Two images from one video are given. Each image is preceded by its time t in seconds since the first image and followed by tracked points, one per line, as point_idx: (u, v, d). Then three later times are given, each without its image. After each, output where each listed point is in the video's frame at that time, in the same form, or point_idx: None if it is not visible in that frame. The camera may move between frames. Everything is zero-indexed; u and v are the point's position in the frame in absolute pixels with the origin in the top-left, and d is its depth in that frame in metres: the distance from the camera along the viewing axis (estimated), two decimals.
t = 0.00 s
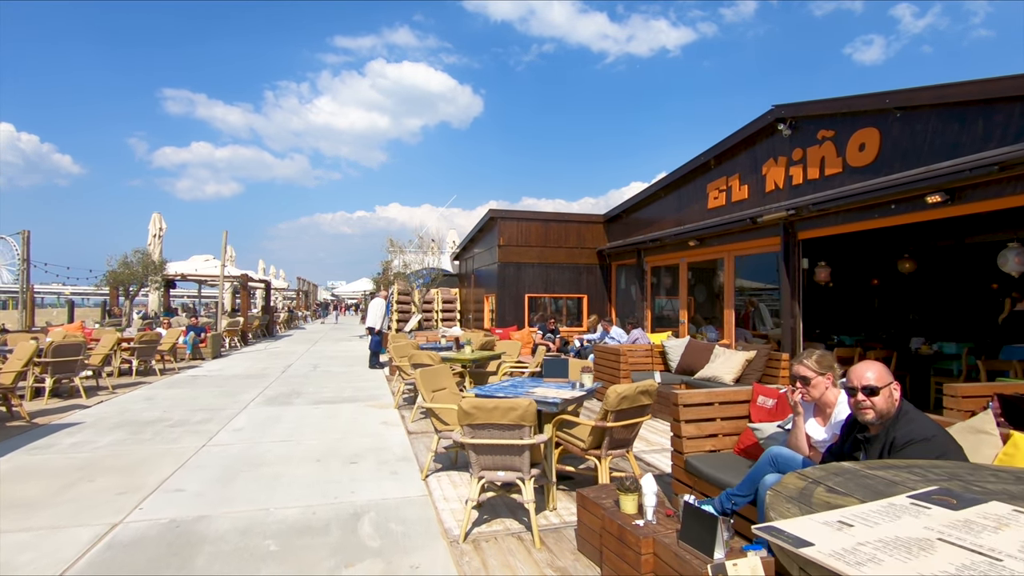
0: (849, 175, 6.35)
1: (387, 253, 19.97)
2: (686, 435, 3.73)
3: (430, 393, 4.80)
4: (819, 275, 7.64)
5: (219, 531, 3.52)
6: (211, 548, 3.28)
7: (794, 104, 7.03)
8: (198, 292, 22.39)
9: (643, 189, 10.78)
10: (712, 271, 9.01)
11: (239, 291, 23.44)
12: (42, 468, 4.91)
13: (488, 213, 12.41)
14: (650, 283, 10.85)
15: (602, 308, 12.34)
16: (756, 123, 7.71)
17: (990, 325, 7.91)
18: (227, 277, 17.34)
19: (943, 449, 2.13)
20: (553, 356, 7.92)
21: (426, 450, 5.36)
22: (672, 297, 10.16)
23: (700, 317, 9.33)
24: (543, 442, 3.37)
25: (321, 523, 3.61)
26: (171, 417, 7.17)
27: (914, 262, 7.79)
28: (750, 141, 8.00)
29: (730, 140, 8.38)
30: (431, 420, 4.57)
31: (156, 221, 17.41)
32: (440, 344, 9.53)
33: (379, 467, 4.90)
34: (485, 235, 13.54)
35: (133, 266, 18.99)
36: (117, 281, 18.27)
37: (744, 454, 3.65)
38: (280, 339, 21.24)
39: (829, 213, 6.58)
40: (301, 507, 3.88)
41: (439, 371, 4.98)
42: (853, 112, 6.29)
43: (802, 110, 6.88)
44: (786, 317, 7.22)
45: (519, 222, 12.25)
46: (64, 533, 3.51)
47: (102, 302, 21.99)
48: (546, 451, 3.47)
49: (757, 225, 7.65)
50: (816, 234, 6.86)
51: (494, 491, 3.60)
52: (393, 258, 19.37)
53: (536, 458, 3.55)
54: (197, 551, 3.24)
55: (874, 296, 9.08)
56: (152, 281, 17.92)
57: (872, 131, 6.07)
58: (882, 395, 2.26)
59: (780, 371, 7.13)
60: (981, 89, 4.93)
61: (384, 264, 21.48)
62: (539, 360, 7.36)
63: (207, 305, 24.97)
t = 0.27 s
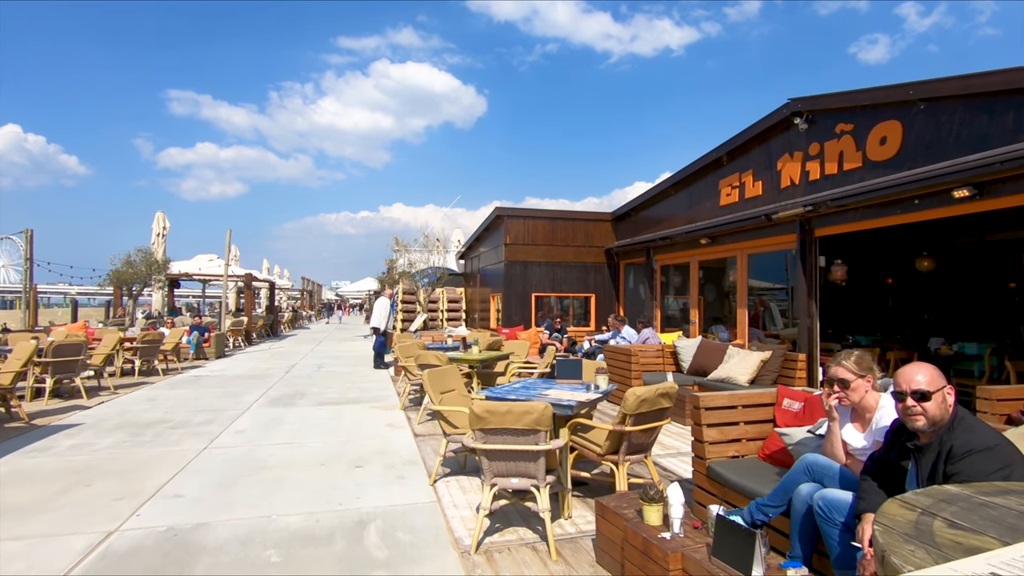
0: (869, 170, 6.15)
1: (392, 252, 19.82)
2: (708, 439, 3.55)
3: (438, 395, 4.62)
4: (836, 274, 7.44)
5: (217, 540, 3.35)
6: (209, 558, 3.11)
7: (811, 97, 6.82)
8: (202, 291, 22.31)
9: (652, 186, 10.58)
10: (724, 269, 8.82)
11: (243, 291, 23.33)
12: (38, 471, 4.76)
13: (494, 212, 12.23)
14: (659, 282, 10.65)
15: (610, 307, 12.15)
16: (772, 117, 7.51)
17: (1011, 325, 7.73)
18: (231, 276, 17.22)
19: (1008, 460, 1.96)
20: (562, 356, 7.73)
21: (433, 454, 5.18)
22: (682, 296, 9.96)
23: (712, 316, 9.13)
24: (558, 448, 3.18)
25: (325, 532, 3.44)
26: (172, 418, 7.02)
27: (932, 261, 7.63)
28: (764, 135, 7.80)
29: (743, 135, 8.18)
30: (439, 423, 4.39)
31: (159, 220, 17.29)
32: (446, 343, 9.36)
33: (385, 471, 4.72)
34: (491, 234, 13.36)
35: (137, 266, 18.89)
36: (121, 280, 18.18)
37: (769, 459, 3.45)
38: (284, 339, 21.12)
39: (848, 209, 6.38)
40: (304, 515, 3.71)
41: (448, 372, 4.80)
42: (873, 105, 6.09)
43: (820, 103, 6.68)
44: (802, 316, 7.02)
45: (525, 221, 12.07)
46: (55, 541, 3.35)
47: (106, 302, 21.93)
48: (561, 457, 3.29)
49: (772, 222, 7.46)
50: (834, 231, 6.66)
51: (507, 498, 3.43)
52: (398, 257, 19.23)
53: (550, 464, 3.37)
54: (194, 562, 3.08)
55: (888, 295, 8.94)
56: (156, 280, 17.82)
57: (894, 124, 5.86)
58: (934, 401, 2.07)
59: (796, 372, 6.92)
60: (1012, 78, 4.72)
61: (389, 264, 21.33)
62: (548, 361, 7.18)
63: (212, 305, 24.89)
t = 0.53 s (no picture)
0: (891, 165, 5.94)
1: (397, 252, 19.67)
2: (735, 446, 3.36)
3: (448, 398, 4.44)
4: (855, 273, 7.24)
5: (219, 553, 3.17)
6: (210, 572, 2.94)
7: (830, 90, 6.62)
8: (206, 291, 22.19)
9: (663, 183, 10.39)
10: (738, 268, 8.62)
11: (247, 291, 23.20)
12: (34, 476, 4.60)
13: (502, 210, 12.06)
14: (669, 282, 10.46)
15: (619, 307, 11.97)
16: (789, 111, 7.30)
17: None
18: (235, 276, 17.09)
19: None
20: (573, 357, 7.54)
21: (442, 459, 5.01)
22: (694, 296, 9.76)
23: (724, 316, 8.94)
24: (579, 456, 3.00)
25: (331, 544, 3.26)
26: (175, 420, 6.87)
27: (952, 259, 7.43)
28: (780, 131, 7.60)
29: (758, 131, 7.98)
30: (449, 428, 4.21)
31: (163, 219, 17.18)
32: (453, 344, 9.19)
33: (393, 477, 4.55)
34: (498, 232, 13.19)
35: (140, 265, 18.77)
36: (124, 280, 18.07)
37: (800, 468, 3.27)
38: (288, 339, 20.99)
39: (870, 206, 6.18)
40: (309, 525, 3.54)
41: (458, 374, 4.62)
42: (896, 97, 5.88)
43: (840, 97, 6.48)
44: (821, 316, 6.82)
45: (533, 219, 11.89)
46: (49, 553, 3.18)
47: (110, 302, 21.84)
48: (581, 466, 3.10)
49: (789, 219, 7.26)
50: (855, 229, 6.46)
51: (523, 509, 3.25)
52: (403, 257, 19.07)
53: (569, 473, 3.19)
54: None
55: (903, 296, 8.77)
56: (159, 279, 17.70)
57: (919, 117, 5.66)
58: (1000, 413, 1.88)
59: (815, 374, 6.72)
60: None
61: (393, 263, 21.16)
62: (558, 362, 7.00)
63: (216, 304, 24.78)
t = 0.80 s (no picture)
0: (913, 161, 5.75)
1: (401, 251, 19.52)
2: (762, 455, 3.19)
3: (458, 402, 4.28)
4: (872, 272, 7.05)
5: (218, 567, 3.01)
6: None
7: (849, 85, 6.44)
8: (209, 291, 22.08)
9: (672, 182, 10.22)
10: (751, 268, 8.43)
11: (251, 291, 23.09)
12: (30, 483, 4.45)
13: (508, 209, 11.89)
14: (679, 282, 10.28)
15: (627, 308, 11.79)
16: (805, 107, 7.12)
17: None
18: (238, 275, 16.96)
19: None
20: (583, 359, 7.37)
21: (451, 465, 4.84)
22: (704, 296, 9.58)
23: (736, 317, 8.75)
24: (599, 466, 2.83)
25: (336, 558, 3.10)
26: (176, 423, 6.72)
27: (973, 259, 7.21)
28: (795, 127, 7.42)
29: (772, 127, 7.80)
30: (459, 433, 4.04)
31: (167, 218, 17.08)
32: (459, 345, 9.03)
33: (400, 484, 4.39)
34: (504, 232, 13.02)
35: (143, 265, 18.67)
36: (127, 280, 17.97)
37: (831, 478, 3.11)
38: (292, 339, 20.86)
39: (890, 203, 5.99)
40: (314, 536, 3.38)
41: (468, 377, 4.45)
42: (918, 91, 5.70)
43: (858, 91, 6.30)
44: (838, 317, 6.63)
45: (539, 218, 11.72)
46: (40, 566, 3.03)
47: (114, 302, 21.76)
48: (601, 476, 2.94)
49: (804, 217, 7.07)
50: (874, 227, 6.27)
51: (539, 521, 3.08)
52: (408, 257, 18.92)
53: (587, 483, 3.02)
54: None
55: (916, 296, 8.58)
56: (162, 279, 17.59)
57: (943, 111, 5.47)
58: None
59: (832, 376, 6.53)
60: None
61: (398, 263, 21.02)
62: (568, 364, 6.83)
63: (219, 304, 24.68)
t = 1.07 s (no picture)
0: (934, 155, 5.56)
1: (405, 250, 19.36)
2: (788, 462, 3.01)
3: (466, 403, 4.10)
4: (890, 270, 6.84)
5: None
6: None
7: (866, 77, 6.25)
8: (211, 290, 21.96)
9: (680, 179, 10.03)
10: (762, 266, 8.25)
11: (253, 291, 22.96)
12: (22, 488, 4.29)
13: (513, 207, 11.71)
14: (687, 281, 10.09)
15: (633, 308, 11.61)
16: (819, 101, 6.93)
17: None
18: (240, 275, 16.82)
19: None
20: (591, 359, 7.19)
21: (457, 469, 4.67)
22: (714, 296, 9.39)
23: (747, 317, 8.57)
24: (617, 475, 2.65)
25: (338, 570, 2.93)
26: (175, 425, 6.56)
27: (993, 257, 7.01)
28: (809, 121, 7.23)
29: (785, 122, 7.62)
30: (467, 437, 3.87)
31: (168, 217, 16.94)
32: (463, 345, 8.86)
33: (405, 490, 4.21)
34: (509, 230, 12.84)
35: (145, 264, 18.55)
36: (129, 279, 17.85)
37: (863, 486, 2.93)
38: (295, 339, 20.73)
39: (910, 199, 5.79)
40: (314, 547, 3.20)
41: (476, 378, 4.28)
42: (940, 83, 5.51)
43: (877, 84, 6.11)
44: (855, 317, 6.43)
45: (545, 216, 11.54)
46: None
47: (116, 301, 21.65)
48: (619, 485, 2.75)
49: (819, 214, 6.88)
50: (892, 224, 6.08)
51: (553, 532, 2.90)
52: (411, 256, 18.76)
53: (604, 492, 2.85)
54: None
55: (927, 295, 8.40)
56: (164, 278, 17.47)
57: (966, 104, 5.28)
58: None
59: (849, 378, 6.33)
60: None
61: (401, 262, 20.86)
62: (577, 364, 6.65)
63: (221, 304, 24.57)
